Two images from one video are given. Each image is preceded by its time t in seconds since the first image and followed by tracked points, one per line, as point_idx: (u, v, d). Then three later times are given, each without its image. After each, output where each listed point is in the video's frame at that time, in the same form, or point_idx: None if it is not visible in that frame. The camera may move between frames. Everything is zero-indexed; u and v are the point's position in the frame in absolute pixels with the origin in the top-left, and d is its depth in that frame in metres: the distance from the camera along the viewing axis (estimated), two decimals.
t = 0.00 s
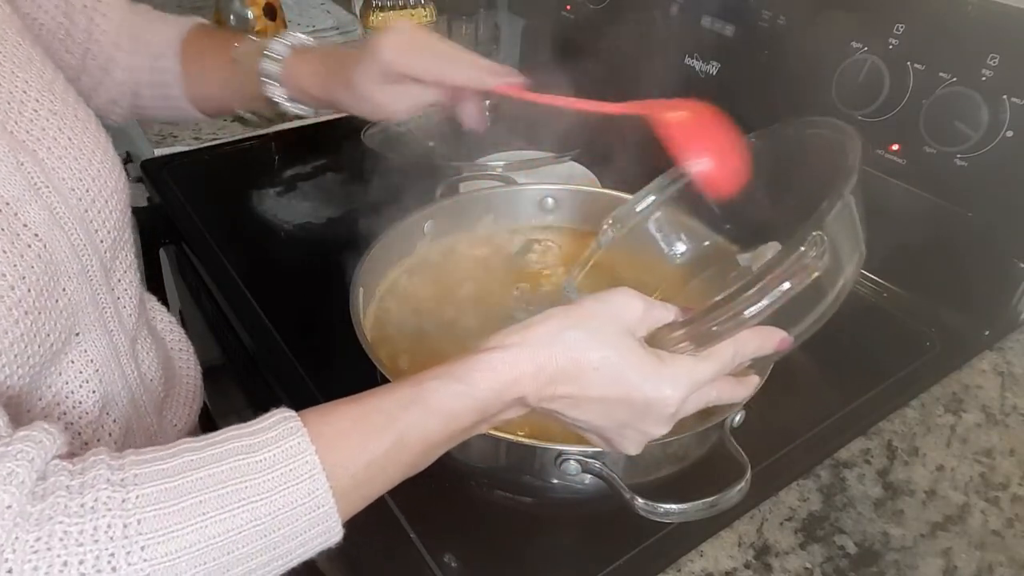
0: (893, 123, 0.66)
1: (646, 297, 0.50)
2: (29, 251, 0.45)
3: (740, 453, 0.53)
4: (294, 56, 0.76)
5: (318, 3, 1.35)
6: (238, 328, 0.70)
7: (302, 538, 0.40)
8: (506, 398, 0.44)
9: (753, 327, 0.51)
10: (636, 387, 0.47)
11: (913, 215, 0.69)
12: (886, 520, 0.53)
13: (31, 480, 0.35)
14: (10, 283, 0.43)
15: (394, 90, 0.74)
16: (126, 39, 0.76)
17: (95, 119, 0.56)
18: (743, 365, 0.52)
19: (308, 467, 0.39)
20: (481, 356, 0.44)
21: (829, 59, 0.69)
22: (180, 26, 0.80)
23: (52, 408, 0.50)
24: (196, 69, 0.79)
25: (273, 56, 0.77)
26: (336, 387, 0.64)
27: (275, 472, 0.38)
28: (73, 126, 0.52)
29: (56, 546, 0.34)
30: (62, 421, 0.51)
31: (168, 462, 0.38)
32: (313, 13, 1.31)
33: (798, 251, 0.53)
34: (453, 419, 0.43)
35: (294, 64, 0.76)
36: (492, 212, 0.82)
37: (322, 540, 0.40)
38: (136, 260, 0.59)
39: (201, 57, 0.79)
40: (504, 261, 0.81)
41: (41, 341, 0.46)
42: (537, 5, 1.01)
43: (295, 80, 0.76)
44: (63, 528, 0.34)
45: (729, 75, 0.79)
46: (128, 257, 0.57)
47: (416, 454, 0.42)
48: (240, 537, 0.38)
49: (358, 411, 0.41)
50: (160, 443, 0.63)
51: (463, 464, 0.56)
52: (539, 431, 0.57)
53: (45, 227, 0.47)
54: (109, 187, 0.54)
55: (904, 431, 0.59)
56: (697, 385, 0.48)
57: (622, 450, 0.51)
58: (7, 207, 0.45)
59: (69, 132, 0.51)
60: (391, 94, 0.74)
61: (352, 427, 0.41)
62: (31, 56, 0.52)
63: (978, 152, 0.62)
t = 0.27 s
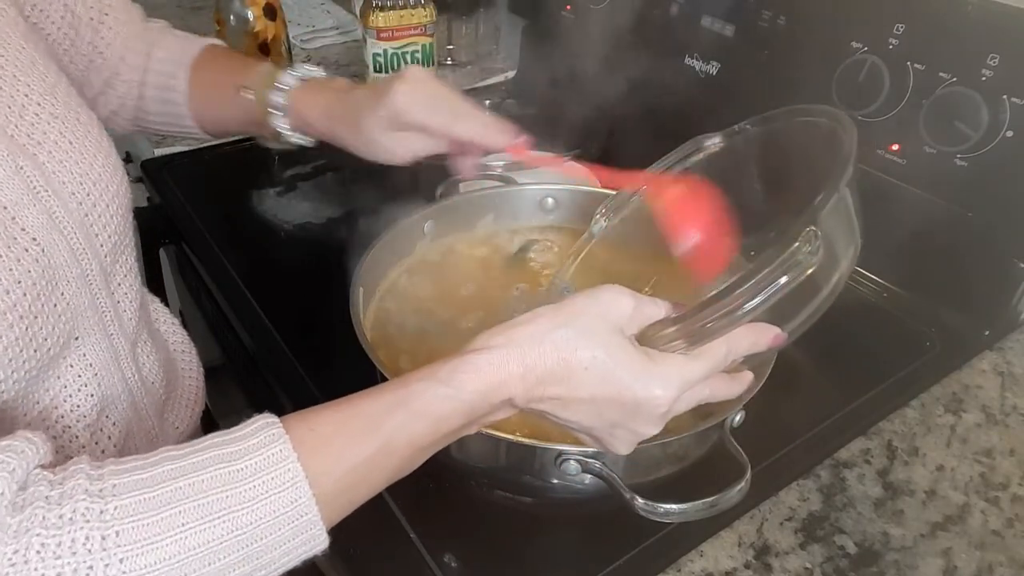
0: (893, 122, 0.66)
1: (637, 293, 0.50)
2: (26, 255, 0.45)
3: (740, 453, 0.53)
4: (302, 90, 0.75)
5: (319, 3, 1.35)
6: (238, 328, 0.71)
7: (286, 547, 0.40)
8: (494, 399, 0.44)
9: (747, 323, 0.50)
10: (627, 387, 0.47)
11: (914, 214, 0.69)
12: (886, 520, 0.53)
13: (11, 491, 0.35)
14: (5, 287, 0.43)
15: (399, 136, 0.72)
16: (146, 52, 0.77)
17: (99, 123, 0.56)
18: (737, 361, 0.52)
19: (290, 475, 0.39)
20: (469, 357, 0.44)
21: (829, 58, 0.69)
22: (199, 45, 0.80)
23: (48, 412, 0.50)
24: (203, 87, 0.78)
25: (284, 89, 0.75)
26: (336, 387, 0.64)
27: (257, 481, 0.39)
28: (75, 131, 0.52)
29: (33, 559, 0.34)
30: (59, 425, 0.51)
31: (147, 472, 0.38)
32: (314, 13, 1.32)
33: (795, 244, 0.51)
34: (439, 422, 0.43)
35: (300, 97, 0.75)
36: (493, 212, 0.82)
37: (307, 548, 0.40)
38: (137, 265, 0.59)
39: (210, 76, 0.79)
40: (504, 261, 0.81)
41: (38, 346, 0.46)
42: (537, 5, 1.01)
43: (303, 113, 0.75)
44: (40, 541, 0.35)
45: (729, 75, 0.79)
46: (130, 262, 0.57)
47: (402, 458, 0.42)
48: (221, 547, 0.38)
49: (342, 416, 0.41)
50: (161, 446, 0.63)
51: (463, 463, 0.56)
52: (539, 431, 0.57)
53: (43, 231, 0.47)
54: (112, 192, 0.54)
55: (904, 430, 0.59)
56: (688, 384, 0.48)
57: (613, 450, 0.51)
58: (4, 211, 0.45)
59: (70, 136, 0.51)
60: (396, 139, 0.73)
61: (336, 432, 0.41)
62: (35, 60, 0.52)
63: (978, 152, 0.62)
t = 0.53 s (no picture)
0: (893, 122, 0.66)
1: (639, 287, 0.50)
2: (28, 254, 0.45)
3: (740, 453, 0.53)
4: (277, 66, 0.76)
5: (318, 4, 1.35)
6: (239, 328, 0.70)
7: (291, 544, 0.40)
8: (498, 394, 0.44)
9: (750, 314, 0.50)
10: (629, 379, 0.47)
11: (914, 214, 0.69)
12: (886, 520, 0.53)
13: (18, 490, 0.35)
14: (8, 286, 0.43)
15: (374, 113, 0.71)
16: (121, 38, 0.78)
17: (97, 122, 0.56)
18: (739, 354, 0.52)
19: (294, 471, 0.39)
20: (471, 352, 0.44)
21: (829, 58, 0.69)
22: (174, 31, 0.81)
23: (49, 412, 0.50)
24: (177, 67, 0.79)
25: (257, 64, 0.76)
26: (336, 387, 0.64)
27: (261, 477, 0.38)
28: (74, 130, 0.52)
29: (38, 557, 0.34)
30: (59, 425, 0.51)
31: (151, 470, 0.38)
32: (314, 13, 1.32)
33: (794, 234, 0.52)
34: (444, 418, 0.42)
35: (276, 71, 0.76)
36: (493, 213, 0.83)
37: (313, 544, 0.40)
38: (136, 264, 0.59)
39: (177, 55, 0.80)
40: (504, 261, 0.81)
41: (39, 346, 0.46)
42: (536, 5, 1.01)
43: (278, 85, 0.75)
44: (46, 539, 0.35)
45: (729, 75, 0.79)
46: (129, 261, 0.57)
47: (407, 454, 0.42)
48: (227, 544, 0.38)
49: (344, 412, 0.41)
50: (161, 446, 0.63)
51: (463, 463, 0.56)
52: (539, 431, 0.57)
53: (44, 230, 0.47)
54: (111, 191, 0.54)
55: (904, 431, 0.59)
56: (692, 377, 0.48)
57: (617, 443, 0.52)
58: (6, 210, 0.44)
59: (68, 135, 0.51)
60: (371, 117, 0.72)
61: (340, 429, 0.40)
62: (33, 60, 0.52)
63: (978, 152, 0.62)
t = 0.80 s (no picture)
0: (893, 123, 0.66)
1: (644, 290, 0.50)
2: (30, 253, 0.45)
3: (740, 453, 0.53)
4: (232, 66, 0.72)
5: (318, 3, 1.35)
6: (239, 328, 0.70)
7: (296, 546, 0.40)
8: (503, 397, 0.44)
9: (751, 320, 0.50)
10: (634, 383, 0.47)
11: (915, 214, 0.69)
12: (886, 520, 0.53)
13: (22, 489, 0.35)
14: (10, 285, 0.43)
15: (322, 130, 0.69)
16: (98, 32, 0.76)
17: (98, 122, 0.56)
18: (745, 357, 0.52)
19: (299, 473, 0.39)
20: (477, 355, 0.44)
21: (829, 58, 0.69)
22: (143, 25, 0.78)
23: (52, 411, 0.50)
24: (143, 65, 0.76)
25: (214, 67, 0.73)
26: (336, 387, 0.64)
27: (266, 478, 0.38)
28: (74, 130, 0.52)
29: (44, 557, 0.34)
30: (61, 424, 0.51)
31: (157, 470, 0.38)
32: (314, 12, 1.32)
33: (797, 238, 0.51)
34: (448, 420, 0.43)
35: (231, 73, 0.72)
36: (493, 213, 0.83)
37: (317, 547, 0.40)
38: (137, 264, 0.59)
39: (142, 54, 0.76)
40: (504, 261, 0.81)
41: (41, 344, 0.46)
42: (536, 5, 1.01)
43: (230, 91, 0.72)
44: (51, 538, 0.35)
45: (729, 75, 0.79)
46: (131, 260, 0.57)
47: (411, 457, 0.42)
48: (231, 546, 0.38)
49: (350, 413, 0.41)
50: (162, 446, 0.63)
51: (463, 463, 0.56)
52: (539, 431, 0.57)
53: (45, 229, 0.47)
54: (111, 190, 0.54)
55: (904, 430, 0.59)
56: (696, 380, 0.48)
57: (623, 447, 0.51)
58: (8, 210, 0.44)
59: (69, 135, 0.51)
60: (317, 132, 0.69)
61: (345, 430, 0.40)
62: (34, 61, 0.52)
63: (978, 153, 0.62)
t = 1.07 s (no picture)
0: (893, 122, 0.66)
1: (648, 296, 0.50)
2: (29, 253, 0.45)
3: (740, 453, 0.53)
4: (205, 10, 0.74)
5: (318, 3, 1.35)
6: (239, 329, 0.70)
7: (297, 548, 0.40)
8: (504, 401, 0.44)
9: (755, 325, 0.51)
10: (636, 388, 0.47)
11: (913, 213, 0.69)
12: (886, 520, 0.53)
13: (24, 491, 0.34)
14: (10, 285, 0.43)
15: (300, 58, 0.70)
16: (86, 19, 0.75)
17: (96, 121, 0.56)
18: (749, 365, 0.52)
19: (301, 476, 0.39)
20: (480, 358, 0.44)
21: (829, 58, 0.69)
22: None
23: (51, 410, 0.50)
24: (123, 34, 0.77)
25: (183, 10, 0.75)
26: (336, 387, 0.64)
27: (268, 480, 0.38)
28: (72, 129, 0.52)
29: (46, 558, 0.34)
30: (60, 423, 0.51)
31: (160, 471, 0.38)
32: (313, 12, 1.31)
33: (802, 247, 0.53)
34: (449, 424, 0.43)
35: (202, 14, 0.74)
36: (492, 213, 0.83)
37: (318, 549, 0.40)
38: (136, 263, 0.59)
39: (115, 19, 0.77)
40: (504, 261, 0.81)
41: (41, 344, 0.46)
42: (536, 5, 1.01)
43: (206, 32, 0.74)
44: (54, 540, 0.34)
45: (729, 75, 0.79)
46: (129, 260, 0.57)
47: (412, 460, 0.42)
48: (233, 548, 0.38)
49: (352, 416, 0.41)
50: (162, 446, 0.63)
51: (463, 463, 0.56)
52: (540, 432, 0.57)
53: (43, 229, 0.47)
54: (109, 189, 0.54)
55: (904, 430, 0.59)
56: (698, 386, 0.48)
57: (623, 453, 0.51)
58: (5, 209, 0.44)
59: (67, 134, 0.51)
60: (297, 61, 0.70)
61: (346, 433, 0.40)
62: (31, 61, 0.52)
63: (977, 153, 0.62)
